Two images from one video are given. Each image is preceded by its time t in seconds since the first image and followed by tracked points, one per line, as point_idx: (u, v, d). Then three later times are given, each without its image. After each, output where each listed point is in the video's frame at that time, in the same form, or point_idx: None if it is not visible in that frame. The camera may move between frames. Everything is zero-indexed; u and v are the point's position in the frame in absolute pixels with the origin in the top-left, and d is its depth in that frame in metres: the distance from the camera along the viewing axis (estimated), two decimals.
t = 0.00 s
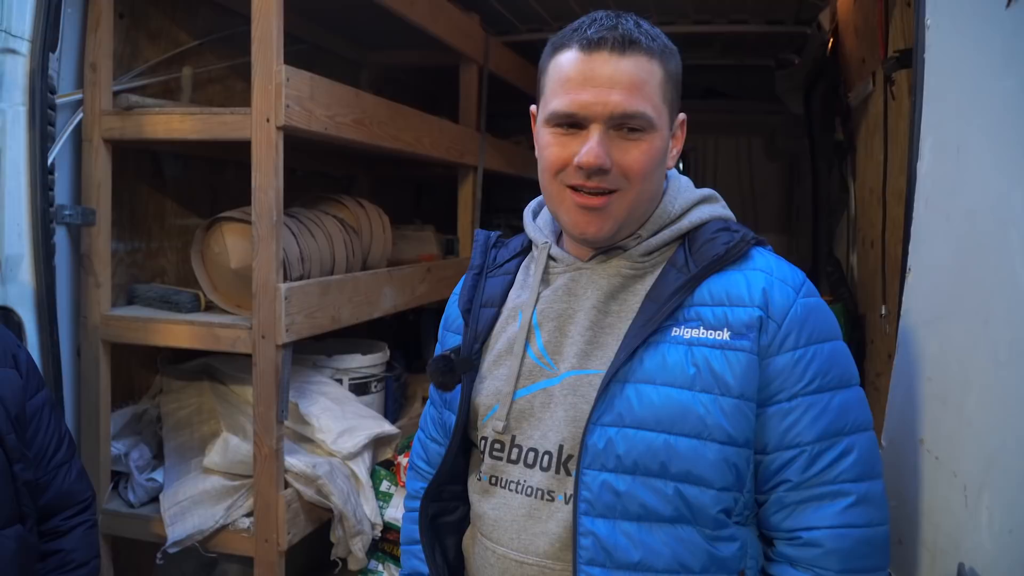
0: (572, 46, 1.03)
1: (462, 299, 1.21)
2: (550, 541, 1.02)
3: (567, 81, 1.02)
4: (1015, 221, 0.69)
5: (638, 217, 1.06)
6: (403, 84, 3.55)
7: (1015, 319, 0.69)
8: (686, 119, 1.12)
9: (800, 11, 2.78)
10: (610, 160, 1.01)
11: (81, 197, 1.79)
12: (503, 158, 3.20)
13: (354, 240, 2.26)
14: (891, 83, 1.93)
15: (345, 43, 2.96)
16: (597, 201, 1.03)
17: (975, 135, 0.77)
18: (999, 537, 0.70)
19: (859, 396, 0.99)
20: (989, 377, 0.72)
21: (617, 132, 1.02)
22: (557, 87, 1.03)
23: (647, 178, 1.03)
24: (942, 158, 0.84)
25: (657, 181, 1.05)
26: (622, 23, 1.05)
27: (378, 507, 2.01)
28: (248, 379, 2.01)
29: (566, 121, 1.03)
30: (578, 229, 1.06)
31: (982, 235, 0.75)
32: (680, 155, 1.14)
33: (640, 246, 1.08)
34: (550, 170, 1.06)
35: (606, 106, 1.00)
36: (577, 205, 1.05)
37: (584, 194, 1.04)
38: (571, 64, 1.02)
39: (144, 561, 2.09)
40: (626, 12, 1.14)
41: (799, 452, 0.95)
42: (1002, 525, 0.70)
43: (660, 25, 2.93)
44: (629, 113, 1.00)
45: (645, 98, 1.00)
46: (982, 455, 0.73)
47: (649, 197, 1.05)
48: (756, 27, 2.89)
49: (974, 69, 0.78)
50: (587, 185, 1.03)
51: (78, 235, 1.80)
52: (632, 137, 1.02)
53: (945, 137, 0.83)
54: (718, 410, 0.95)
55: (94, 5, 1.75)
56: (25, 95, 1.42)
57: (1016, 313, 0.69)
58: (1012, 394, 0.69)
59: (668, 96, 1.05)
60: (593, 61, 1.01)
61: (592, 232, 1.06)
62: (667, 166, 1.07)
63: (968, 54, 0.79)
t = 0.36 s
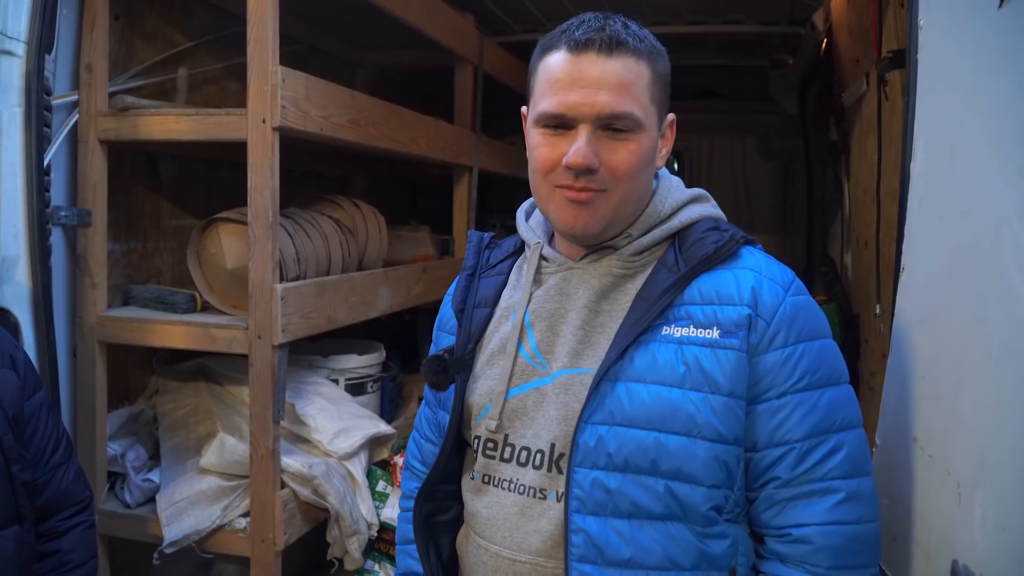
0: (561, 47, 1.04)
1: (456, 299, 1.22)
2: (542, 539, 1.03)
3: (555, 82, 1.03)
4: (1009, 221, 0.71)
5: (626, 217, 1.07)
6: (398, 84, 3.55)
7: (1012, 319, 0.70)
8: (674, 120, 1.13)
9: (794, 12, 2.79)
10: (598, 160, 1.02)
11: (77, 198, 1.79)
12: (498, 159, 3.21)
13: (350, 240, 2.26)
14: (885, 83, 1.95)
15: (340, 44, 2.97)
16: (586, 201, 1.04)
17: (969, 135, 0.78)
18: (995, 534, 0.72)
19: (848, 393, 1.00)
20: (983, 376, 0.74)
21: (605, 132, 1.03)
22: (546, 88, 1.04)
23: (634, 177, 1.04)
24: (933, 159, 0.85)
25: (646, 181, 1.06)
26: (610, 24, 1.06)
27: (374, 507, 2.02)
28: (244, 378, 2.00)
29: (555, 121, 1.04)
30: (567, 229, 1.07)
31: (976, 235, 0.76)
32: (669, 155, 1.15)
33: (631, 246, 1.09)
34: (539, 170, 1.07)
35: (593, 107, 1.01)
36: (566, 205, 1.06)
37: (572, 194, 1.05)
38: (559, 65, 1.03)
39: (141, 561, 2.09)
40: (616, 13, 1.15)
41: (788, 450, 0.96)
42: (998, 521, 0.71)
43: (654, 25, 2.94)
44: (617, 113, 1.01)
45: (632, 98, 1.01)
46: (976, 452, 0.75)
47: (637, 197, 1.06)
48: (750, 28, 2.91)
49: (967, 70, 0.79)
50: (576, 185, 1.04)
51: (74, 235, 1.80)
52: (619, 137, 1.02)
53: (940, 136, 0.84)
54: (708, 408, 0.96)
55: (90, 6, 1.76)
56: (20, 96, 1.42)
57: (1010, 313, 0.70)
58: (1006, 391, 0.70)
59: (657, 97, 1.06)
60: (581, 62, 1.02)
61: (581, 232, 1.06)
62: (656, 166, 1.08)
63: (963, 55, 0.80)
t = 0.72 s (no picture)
0: (572, 41, 1.05)
1: (455, 298, 1.23)
2: (538, 539, 1.04)
3: (563, 74, 1.04)
4: (1002, 222, 0.71)
5: (623, 214, 1.08)
6: (396, 85, 3.56)
7: (1006, 321, 0.70)
8: (679, 123, 1.14)
9: (791, 14, 2.80)
10: (599, 153, 1.03)
11: (75, 197, 1.80)
12: (496, 159, 3.21)
13: (348, 240, 2.27)
14: (882, 85, 1.96)
15: (338, 45, 2.98)
16: (584, 193, 1.05)
17: (963, 136, 0.79)
18: (988, 534, 0.72)
19: (845, 394, 1.01)
20: (978, 377, 0.75)
21: (608, 127, 1.04)
22: (554, 79, 1.05)
23: (633, 175, 1.05)
24: (932, 161, 0.86)
25: (645, 181, 1.07)
26: (621, 22, 1.07)
27: (371, 506, 2.03)
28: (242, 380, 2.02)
29: (559, 112, 1.05)
30: (564, 220, 1.08)
31: (972, 236, 0.77)
32: (673, 158, 1.16)
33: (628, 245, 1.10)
34: (541, 161, 1.08)
35: (598, 101, 1.02)
36: (564, 197, 1.06)
37: (570, 185, 1.06)
38: (569, 57, 1.05)
39: (137, 560, 2.10)
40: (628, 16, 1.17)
41: (784, 451, 0.97)
42: (991, 522, 0.72)
43: (652, 27, 2.95)
44: (620, 109, 1.01)
45: (637, 96, 1.02)
46: (971, 453, 0.75)
47: (635, 194, 1.07)
48: (747, 30, 2.92)
49: (961, 72, 0.80)
50: (575, 177, 1.05)
51: (73, 234, 1.80)
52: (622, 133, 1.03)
53: (935, 138, 0.85)
54: (703, 409, 0.97)
55: (89, 7, 1.76)
56: (20, 96, 1.43)
57: (1004, 313, 0.70)
58: (1000, 392, 0.71)
59: (662, 98, 1.07)
60: (590, 56, 1.03)
61: (577, 224, 1.07)
62: (656, 166, 1.09)
63: (957, 57, 0.81)
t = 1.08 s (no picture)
0: (580, 44, 1.05)
1: (456, 299, 1.23)
2: (540, 544, 1.04)
3: (572, 78, 1.04)
4: (1000, 225, 0.71)
5: (632, 219, 1.08)
6: (395, 85, 3.56)
7: (1002, 324, 0.70)
8: (687, 126, 1.15)
9: (790, 16, 2.81)
10: (608, 158, 1.03)
11: (74, 197, 1.79)
12: (495, 161, 3.22)
13: (348, 241, 2.27)
14: (881, 88, 1.97)
15: (337, 45, 2.98)
16: (593, 198, 1.05)
17: (960, 137, 0.79)
18: (984, 536, 0.72)
19: (850, 402, 1.01)
20: (977, 379, 0.74)
21: (618, 132, 1.04)
22: (562, 83, 1.06)
23: (642, 181, 1.05)
24: (931, 164, 0.86)
25: (653, 186, 1.07)
26: (631, 25, 1.07)
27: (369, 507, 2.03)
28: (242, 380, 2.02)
29: (568, 117, 1.05)
30: (572, 226, 1.08)
31: (969, 238, 0.77)
32: (680, 161, 1.16)
33: (635, 249, 1.10)
34: (549, 166, 1.08)
35: (608, 105, 1.02)
36: (573, 202, 1.06)
37: (580, 191, 1.06)
38: (577, 61, 1.04)
39: (135, 560, 2.10)
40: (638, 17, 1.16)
41: (791, 459, 0.97)
42: (987, 524, 0.72)
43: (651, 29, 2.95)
44: (630, 114, 1.02)
45: (647, 100, 1.02)
46: (969, 455, 0.75)
47: (644, 200, 1.07)
48: (746, 32, 2.92)
49: (959, 75, 0.80)
50: (584, 182, 1.05)
51: (72, 234, 1.80)
52: (632, 138, 1.04)
53: (933, 141, 0.86)
54: (709, 416, 0.97)
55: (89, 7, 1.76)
56: (20, 95, 1.43)
57: (1002, 316, 0.70)
58: (997, 394, 0.71)
59: (670, 102, 1.07)
60: (599, 59, 1.03)
61: (586, 229, 1.07)
62: (665, 171, 1.09)
63: (954, 61, 0.82)
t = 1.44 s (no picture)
0: (576, 45, 1.06)
1: (460, 301, 1.22)
2: (545, 548, 1.04)
3: (569, 79, 1.04)
4: (997, 225, 0.72)
5: (638, 219, 1.08)
6: (393, 87, 3.57)
7: (998, 324, 0.71)
8: (689, 122, 1.15)
9: (788, 18, 2.81)
10: (611, 159, 1.03)
11: (73, 200, 1.79)
12: (493, 162, 3.22)
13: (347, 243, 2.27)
14: (879, 90, 1.97)
15: (336, 47, 2.98)
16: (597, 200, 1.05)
17: (958, 138, 0.80)
18: (982, 535, 0.73)
19: (858, 407, 1.01)
20: (974, 379, 0.75)
21: (619, 131, 1.04)
22: (560, 86, 1.06)
23: (647, 179, 1.05)
24: (929, 165, 0.86)
25: (657, 184, 1.08)
26: (626, 23, 1.07)
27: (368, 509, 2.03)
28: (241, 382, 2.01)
29: (568, 120, 1.06)
30: (579, 229, 1.08)
31: (966, 239, 0.77)
32: (683, 158, 1.17)
33: (641, 251, 1.10)
34: (552, 169, 1.08)
35: (608, 105, 1.02)
36: (578, 205, 1.07)
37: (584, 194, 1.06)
38: (574, 62, 1.05)
39: (135, 563, 2.10)
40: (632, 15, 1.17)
41: (798, 464, 0.98)
42: (985, 524, 0.72)
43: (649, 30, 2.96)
44: (631, 112, 1.02)
45: (647, 98, 1.02)
46: (967, 455, 0.76)
47: (650, 199, 1.07)
48: (743, 33, 2.92)
49: (957, 75, 0.80)
50: (588, 185, 1.05)
51: (70, 237, 1.80)
52: (633, 137, 1.04)
53: (931, 141, 0.86)
54: (716, 421, 0.98)
55: (87, 10, 1.76)
56: (19, 98, 1.43)
57: (999, 316, 0.71)
58: (995, 394, 0.71)
59: (670, 98, 1.07)
60: (596, 60, 1.03)
61: (593, 232, 1.08)
62: (669, 168, 1.09)
63: (952, 61, 0.82)
